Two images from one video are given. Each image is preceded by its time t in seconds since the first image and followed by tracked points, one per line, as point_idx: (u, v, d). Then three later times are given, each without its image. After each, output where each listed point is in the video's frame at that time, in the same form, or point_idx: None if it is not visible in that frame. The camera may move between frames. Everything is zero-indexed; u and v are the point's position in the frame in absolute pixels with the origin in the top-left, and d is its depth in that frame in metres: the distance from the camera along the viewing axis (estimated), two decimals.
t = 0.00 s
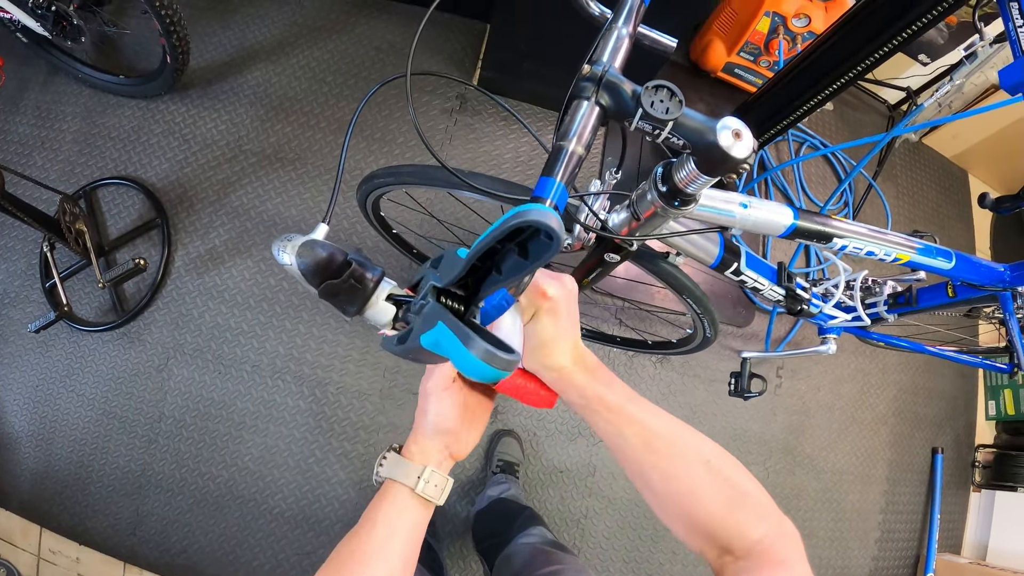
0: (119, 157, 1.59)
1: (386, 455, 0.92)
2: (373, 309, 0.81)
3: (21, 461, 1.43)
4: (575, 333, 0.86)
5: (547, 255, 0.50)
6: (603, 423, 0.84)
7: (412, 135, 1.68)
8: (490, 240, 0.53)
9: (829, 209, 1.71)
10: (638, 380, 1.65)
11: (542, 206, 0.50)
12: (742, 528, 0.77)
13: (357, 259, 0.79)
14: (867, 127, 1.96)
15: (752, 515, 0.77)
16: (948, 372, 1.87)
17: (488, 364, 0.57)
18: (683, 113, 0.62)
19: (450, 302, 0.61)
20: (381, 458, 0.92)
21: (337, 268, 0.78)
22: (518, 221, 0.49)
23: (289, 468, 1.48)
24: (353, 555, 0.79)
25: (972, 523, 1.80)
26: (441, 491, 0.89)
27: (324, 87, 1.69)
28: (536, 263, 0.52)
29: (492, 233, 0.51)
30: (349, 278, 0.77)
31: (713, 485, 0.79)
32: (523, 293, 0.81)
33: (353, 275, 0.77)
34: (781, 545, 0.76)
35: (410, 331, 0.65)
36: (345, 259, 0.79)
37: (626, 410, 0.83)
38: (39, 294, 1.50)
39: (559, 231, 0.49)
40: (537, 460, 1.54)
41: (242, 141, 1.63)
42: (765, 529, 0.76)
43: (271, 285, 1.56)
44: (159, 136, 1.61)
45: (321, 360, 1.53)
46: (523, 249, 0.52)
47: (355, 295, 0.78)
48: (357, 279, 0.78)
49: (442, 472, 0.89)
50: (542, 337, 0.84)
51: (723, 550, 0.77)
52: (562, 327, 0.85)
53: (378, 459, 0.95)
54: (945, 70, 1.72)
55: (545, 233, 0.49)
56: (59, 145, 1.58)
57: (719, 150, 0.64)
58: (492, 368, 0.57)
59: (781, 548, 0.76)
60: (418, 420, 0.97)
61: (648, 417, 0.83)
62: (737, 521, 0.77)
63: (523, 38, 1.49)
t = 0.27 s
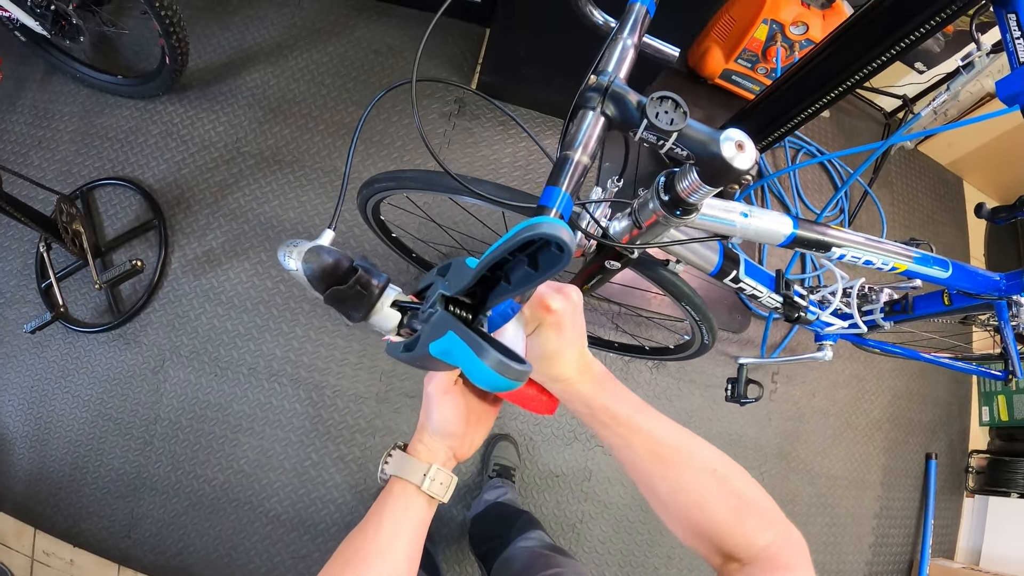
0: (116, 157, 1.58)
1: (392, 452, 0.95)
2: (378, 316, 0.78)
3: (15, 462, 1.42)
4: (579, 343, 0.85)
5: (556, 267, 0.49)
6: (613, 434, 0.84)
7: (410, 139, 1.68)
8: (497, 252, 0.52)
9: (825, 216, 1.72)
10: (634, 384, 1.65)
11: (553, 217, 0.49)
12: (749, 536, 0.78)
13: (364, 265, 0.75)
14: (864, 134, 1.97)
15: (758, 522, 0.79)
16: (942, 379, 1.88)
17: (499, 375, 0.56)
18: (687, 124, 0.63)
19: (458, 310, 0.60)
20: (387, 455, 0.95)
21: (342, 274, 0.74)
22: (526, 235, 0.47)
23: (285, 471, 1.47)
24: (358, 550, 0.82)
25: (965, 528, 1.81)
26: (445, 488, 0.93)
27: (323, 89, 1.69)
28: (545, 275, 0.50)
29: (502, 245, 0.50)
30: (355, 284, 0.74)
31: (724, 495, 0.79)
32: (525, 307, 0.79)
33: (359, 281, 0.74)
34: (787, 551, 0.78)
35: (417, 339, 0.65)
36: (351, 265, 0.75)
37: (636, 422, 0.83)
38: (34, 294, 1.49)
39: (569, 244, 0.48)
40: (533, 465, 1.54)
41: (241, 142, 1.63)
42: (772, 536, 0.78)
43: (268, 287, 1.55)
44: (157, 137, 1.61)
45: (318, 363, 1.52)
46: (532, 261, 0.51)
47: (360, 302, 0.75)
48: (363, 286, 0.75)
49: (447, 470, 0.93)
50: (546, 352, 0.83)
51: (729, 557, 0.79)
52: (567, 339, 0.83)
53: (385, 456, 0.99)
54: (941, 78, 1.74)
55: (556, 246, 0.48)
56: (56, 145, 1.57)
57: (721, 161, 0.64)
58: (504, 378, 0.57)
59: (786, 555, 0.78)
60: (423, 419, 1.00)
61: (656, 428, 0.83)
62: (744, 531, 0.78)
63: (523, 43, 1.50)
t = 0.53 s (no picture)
0: (116, 158, 1.58)
1: (394, 455, 0.95)
2: (389, 326, 0.79)
3: (11, 463, 1.41)
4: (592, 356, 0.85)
5: (577, 280, 0.49)
6: (629, 443, 0.82)
7: (410, 142, 1.68)
8: (517, 265, 0.52)
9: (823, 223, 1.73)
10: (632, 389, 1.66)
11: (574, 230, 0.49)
12: (764, 543, 0.78)
13: (374, 276, 0.78)
14: (862, 141, 1.98)
15: (772, 527, 0.79)
16: (939, 384, 1.89)
17: (525, 388, 0.55)
18: (695, 133, 0.64)
19: (474, 321, 0.60)
20: (389, 458, 0.95)
21: (353, 284, 0.77)
22: (548, 250, 0.47)
23: (283, 474, 1.47)
24: (361, 554, 0.81)
25: (961, 533, 1.82)
26: (447, 491, 0.93)
27: (323, 92, 1.69)
28: (566, 287, 0.50)
29: (522, 258, 0.50)
30: (366, 295, 0.76)
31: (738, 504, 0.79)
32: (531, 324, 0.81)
33: (369, 291, 0.76)
34: (802, 558, 0.78)
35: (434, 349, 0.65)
36: (361, 276, 0.78)
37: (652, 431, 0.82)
38: (32, 294, 1.48)
39: (590, 256, 0.48)
40: (531, 469, 1.54)
41: (241, 144, 1.63)
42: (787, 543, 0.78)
43: (267, 290, 1.55)
44: (156, 138, 1.60)
45: (316, 366, 1.52)
46: (551, 274, 0.51)
47: (371, 312, 0.77)
48: (374, 295, 0.77)
49: (448, 473, 0.93)
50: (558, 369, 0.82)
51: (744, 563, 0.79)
52: (575, 352, 0.83)
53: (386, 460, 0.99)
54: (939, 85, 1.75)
55: (577, 258, 0.48)
56: (56, 145, 1.57)
57: (728, 169, 0.65)
58: (526, 391, 0.55)
59: (801, 561, 0.77)
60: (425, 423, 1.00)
61: (672, 435, 0.81)
62: (760, 537, 0.78)
63: (524, 47, 1.50)
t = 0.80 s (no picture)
0: (115, 158, 1.57)
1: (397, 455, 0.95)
2: (393, 324, 0.82)
3: (6, 463, 1.40)
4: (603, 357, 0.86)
5: (585, 279, 0.49)
6: (644, 456, 0.83)
7: (410, 145, 1.68)
8: (527, 263, 0.52)
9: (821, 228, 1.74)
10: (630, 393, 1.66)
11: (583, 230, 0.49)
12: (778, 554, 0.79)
13: (379, 274, 0.81)
14: (859, 147, 2.00)
15: (784, 536, 0.80)
16: (935, 390, 1.90)
17: (533, 385, 0.54)
18: (700, 139, 0.64)
19: (480, 320, 0.61)
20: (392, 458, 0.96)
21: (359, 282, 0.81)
22: (560, 247, 0.48)
23: (280, 476, 1.46)
24: (367, 552, 0.82)
25: (957, 538, 1.82)
26: (450, 489, 0.93)
27: (323, 94, 1.69)
28: (574, 287, 0.51)
29: (532, 256, 0.51)
30: (372, 292, 0.79)
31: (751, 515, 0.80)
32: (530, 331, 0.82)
33: (374, 289, 0.79)
34: (816, 568, 0.79)
35: (439, 347, 0.65)
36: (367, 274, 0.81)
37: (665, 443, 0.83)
38: (29, 294, 1.48)
39: (599, 255, 0.48)
40: (529, 472, 1.54)
41: (240, 146, 1.63)
42: (802, 555, 0.78)
43: (266, 292, 1.55)
44: (155, 139, 1.60)
45: (314, 369, 1.52)
46: (560, 273, 0.52)
47: (376, 310, 0.80)
48: (378, 294, 0.80)
49: (450, 471, 0.93)
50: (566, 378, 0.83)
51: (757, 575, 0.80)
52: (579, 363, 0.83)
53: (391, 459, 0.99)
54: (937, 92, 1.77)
55: (586, 257, 0.49)
56: (54, 144, 1.56)
57: (732, 175, 0.65)
58: (534, 388, 0.55)
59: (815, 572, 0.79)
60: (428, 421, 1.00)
61: (686, 448, 0.83)
62: (774, 548, 0.79)
63: (525, 51, 1.50)
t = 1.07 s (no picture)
0: (110, 163, 1.57)
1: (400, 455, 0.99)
2: (393, 326, 0.81)
3: (3, 470, 1.40)
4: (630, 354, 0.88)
5: (584, 279, 0.49)
6: (682, 464, 0.86)
7: (405, 148, 1.68)
8: (526, 263, 0.52)
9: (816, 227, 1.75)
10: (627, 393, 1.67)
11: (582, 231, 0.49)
12: (811, 559, 0.80)
13: (379, 275, 0.81)
14: (852, 146, 2.01)
15: (820, 546, 0.81)
16: (930, 386, 1.91)
17: (533, 383, 0.54)
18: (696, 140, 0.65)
19: (480, 320, 0.61)
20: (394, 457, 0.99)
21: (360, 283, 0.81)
22: (558, 247, 0.48)
23: (278, 480, 1.46)
24: (369, 549, 0.85)
25: (954, 533, 1.83)
26: (453, 488, 0.97)
27: (318, 97, 1.69)
28: (573, 288, 0.51)
29: (531, 257, 0.51)
30: (372, 293, 0.79)
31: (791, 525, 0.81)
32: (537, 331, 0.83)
33: (375, 290, 0.79)
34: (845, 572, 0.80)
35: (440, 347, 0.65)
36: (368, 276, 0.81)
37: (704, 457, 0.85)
38: (25, 300, 1.47)
39: (597, 256, 0.48)
40: (527, 473, 1.54)
41: (236, 149, 1.62)
42: (834, 560, 0.80)
43: (262, 296, 1.54)
44: (150, 143, 1.60)
45: (312, 372, 1.52)
46: (559, 274, 0.52)
47: (376, 311, 0.79)
48: (379, 295, 0.79)
49: (454, 470, 0.97)
50: (588, 376, 0.86)
51: None
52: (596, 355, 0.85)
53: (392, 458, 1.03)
54: (929, 90, 1.78)
55: (585, 258, 0.48)
56: (49, 149, 1.56)
57: (728, 177, 0.66)
58: (534, 387, 0.55)
59: None
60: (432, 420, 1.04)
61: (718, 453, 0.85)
62: (807, 554, 0.80)
63: (519, 53, 1.51)
